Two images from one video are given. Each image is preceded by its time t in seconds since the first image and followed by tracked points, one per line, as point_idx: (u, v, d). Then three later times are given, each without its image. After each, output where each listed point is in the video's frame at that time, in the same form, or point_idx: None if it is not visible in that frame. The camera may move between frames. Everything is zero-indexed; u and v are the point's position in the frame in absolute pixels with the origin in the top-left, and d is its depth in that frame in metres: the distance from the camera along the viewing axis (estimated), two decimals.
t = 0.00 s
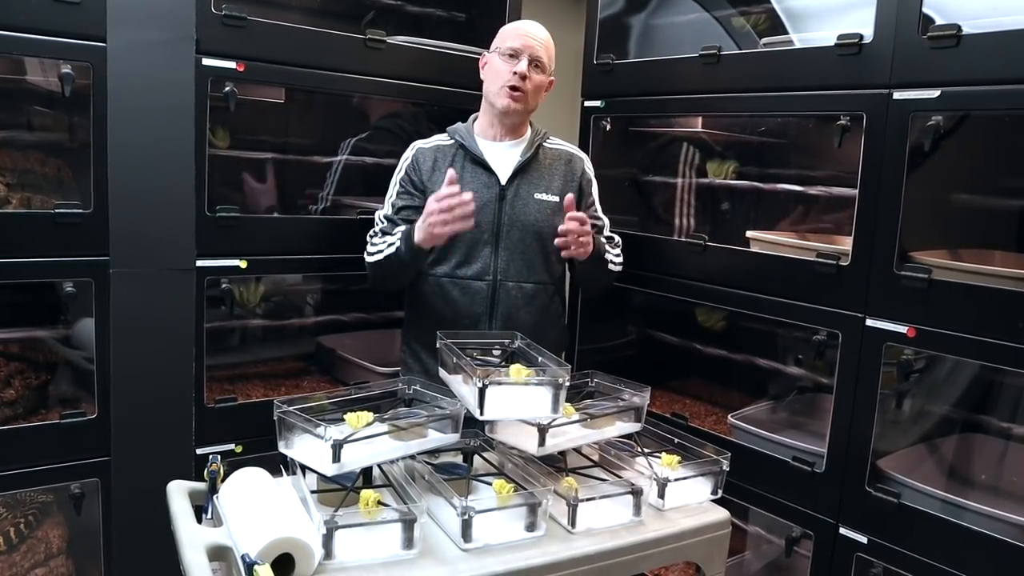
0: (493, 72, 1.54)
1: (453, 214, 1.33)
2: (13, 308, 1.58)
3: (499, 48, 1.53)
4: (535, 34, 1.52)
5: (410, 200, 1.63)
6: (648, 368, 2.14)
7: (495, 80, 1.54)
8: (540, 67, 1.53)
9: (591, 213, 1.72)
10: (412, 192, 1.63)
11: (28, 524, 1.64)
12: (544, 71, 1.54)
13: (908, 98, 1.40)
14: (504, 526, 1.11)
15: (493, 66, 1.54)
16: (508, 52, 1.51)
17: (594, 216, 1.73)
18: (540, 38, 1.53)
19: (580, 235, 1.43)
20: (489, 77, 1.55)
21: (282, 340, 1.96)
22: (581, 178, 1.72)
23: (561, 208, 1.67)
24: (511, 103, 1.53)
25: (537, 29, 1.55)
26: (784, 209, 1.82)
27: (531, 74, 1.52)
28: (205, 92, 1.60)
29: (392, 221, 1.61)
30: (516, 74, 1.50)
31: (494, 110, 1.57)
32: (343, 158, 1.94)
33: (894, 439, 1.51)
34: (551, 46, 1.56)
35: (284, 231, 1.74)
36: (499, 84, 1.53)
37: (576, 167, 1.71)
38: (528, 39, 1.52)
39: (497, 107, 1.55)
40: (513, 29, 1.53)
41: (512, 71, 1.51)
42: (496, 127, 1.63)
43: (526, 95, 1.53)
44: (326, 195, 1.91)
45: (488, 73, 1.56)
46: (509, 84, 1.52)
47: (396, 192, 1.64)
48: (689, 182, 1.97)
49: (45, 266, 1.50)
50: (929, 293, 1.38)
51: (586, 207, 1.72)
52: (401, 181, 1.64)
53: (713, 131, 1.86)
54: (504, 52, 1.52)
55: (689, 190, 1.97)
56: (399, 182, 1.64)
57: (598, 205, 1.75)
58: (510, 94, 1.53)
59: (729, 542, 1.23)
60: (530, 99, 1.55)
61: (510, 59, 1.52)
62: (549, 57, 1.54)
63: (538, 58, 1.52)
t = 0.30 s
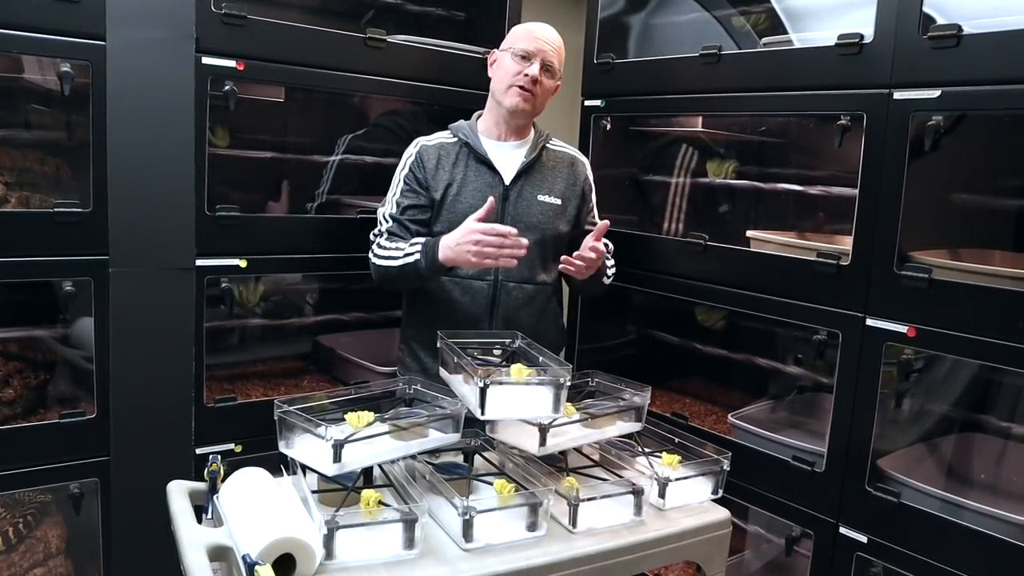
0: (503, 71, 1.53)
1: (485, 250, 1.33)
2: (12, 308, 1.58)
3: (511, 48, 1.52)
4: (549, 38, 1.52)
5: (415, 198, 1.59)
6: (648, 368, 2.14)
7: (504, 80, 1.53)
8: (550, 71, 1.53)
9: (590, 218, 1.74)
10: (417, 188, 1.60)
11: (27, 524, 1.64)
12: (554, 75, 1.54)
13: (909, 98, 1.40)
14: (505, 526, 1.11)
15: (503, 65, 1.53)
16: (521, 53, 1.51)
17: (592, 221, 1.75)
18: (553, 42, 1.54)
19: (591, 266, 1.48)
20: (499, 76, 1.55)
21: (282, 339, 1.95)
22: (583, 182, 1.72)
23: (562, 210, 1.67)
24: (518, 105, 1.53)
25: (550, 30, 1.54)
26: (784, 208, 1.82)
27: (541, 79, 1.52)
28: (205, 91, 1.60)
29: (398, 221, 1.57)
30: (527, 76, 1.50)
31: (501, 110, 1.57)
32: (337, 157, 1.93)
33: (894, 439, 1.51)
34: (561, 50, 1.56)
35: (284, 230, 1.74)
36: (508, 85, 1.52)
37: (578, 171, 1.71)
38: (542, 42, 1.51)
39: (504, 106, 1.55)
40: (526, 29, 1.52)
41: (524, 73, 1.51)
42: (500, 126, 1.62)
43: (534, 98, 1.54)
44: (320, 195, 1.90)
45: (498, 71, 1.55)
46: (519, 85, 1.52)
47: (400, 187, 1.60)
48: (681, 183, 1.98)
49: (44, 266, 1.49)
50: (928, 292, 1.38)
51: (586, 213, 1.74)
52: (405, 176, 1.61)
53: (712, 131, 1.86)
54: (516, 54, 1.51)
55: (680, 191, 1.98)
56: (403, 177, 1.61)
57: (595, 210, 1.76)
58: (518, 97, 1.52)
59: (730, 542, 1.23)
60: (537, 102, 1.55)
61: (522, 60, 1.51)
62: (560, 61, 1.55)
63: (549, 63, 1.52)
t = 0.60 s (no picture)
0: (505, 69, 1.53)
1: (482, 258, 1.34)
2: (11, 307, 1.58)
3: (512, 46, 1.52)
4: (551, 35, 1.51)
5: (414, 199, 1.60)
6: (648, 367, 2.14)
7: (506, 78, 1.53)
8: (551, 68, 1.53)
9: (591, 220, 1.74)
10: (416, 188, 1.61)
11: (27, 523, 1.64)
12: (556, 72, 1.54)
13: (909, 98, 1.40)
14: (506, 526, 1.11)
15: (504, 65, 1.53)
16: (522, 51, 1.51)
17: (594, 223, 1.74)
18: (553, 38, 1.53)
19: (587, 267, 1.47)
20: (500, 74, 1.55)
21: (282, 338, 1.95)
22: (585, 184, 1.72)
23: (564, 212, 1.67)
24: (521, 103, 1.53)
25: (551, 28, 1.54)
26: (784, 208, 1.82)
27: (543, 76, 1.52)
28: (205, 90, 1.60)
29: (396, 223, 1.59)
30: (528, 74, 1.50)
31: (504, 111, 1.57)
32: (338, 156, 1.93)
33: (894, 439, 1.51)
34: (562, 46, 1.56)
35: (284, 230, 1.74)
36: (510, 84, 1.52)
37: (581, 172, 1.71)
38: (542, 39, 1.51)
39: (507, 106, 1.55)
40: (526, 27, 1.52)
41: (525, 71, 1.50)
42: (503, 126, 1.62)
43: (537, 95, 1.53)
44: (323, 194, 1.90)
45: (500, 70, 1.55)
46: (520, 84, 1.51)
47: (400, 187, 1.61)
48: (687, 183, 1.97)
49: (43, 265, 1.49)
50: (928, 292, 1.38)
51: (587, 215, 1.73)
52: (406, 176, 1.62)
53: (713, 130, 1.86)
54: (518, 51, 1.51)
55: (684, 193, 1.97)
56: (403, 177, 1.62)
57: (597, 212, 1.75)
58: (521, 95, 1.52)
59: (730, 541, 1.23)
60: (540, 100, 1.55)
61: (523, 58, 1.51)
62: (561, 57, 1.54)
63: (552, 60, 1.52)
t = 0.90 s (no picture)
0: (486, 78, 1.54)
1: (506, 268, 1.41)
2: (12, 307, 1.58)
3: (488, 54, 1.53)
4: (522, 29, 1.49)
5: (415, 201, 1.61)
6: (648, 366, 2.14)
7: (489, 87, 1.54)
8: (531, 64, 1.52)
9: (591, 219, 1.70)
10: (417, 190, 1.62)
11: (28, 522, 1.64)
12: (537, 66, 1.52)
13: (910, 97, 1.40)
14: (506, 526, 1.11)
15: (485, 73, 1.54)
16: (497, 55, 1.51)
17: (594, 222, 1.70)
18: (528, 33, 1.51)
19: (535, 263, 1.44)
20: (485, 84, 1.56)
21: (283, 338, 1.95)
22: (587, 182, 1.70)
23: (565, 211, 1.66)
24: (511, 107, 1.53)
25: (526, 22, 1.52)
26: (785, 208, 1.82)
27: (523, 74, 1.51)
28: (206, 90, 1.60)
29: (398, 224, 1.60)
30: (507, 79, 1.50)
31: (498, 116, 1.58)
32: (343, 156, 1.93)
33: (895, 439, 1.51)
34: (542, 37, 1.54)
35: (285, 229, 1.74)
36: (494, 91, 1.53)
37: (582, 170, 1.70)
38: (515, 38, 1.50)
39: (498, 113, 1.55)
40: (497, 30, 1.51)
41: (504, 76, 1.51)
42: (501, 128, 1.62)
43: (524, 95, 1.53)
44: (331, 195, 1.91)
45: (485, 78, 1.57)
46: (503, 89, 1.52)
47: (401, 188, 1.63)
48: (697, 182, 1.96)
49: (44, 264, 1.49)
50: (929, 292, 1.38)
51: (588, 212, 1.70)
52: (407, 177, 1.63)
53: (714, 130, 1.86)
54: (493, 58, 1.51)
55: (697, 191, 1.96)
56: (405, 179, 1.63)
57: (601, 210, 1.73)
58: (507, 100, 1.52)
59: (731, 541, 1.23)
60: (530, 98, 1.54)
61: (500, 63, 1.51)
62: (540, 50, 1.52)
63: (528, 55, 1.50)
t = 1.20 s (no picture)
0: (482, 79, 1.54)
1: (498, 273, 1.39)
2: (13, 306, 1.58)
3: (483, 55, 1.53)
4: (517, 30, 1.49)
5: (411, 206, 1.62)
6: (649, 366, 2.14)
7: (485, 88, 1.53)
8: (526, 64, 1.52)
9: (592, 215, 1.70)
10: (413, 194, 1.62)
11: (29, 522, 1.64)
12: (532, 67, 1.53)
13: (911, 96, 1.40)
14: (507, 525, 1.11)
15: (481, 74, 1.54)
16: (493, 56, 1.51)
17: (594, 217, 1.69)
18: (523, 34, 1.51)
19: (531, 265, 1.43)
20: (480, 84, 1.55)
21: (283, 337, 1.95)
22: (584, 176, 1.69)
23: (562, 208, 1.66)
24: (507, 109, 1.53)
25: (520, 22, 1.52)
26: (786, 207, 1.82)
27: (519, 75, 1.51)
28: (206, 90, 1.60)
29: (395, 230, 1.61)
30: (503, 80, 1.50)
31: (494, 117, 1.57)
32: (343, 155, 1.93)
33: (896, 438, 1.51)
34: (536, 37, 1.54)
35: (285, 229, 1.74)
36: (490, 92, 1.53)
37: (578, 166, 1.69)
38: (510, 39, 1.50)
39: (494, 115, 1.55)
40: (492, 31, 1.51)
41: (499, 77, 1.50)
42: (494, 128, 1.62)
43: (520, 96, 1.53)
44: (333, 196, 1.91)
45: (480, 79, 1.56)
46: (499, 91, 1.52)
47: (397, 193, 1.63)
48: (702, 181, 1.95)
49: (45, 263, 1.49)
50: (930, 291, 1.38)
51: (587, 208, 1.70)
52: (402, 182, 1.63)
53: (717, 129, 1.87)
54: (489, 58, 1.51)
55: (702, 189, 1.95)
56: (401, 183, 1.64)
57: (601, 204, 1.72)
58: (503, 102, 1.52)
59: (732, 540, 1.23)
60: (526, 99, 1.54)
61: (496, 64, 1.51)
62: (535, 51, 1.52)
63: (524, 56, 1.51)
